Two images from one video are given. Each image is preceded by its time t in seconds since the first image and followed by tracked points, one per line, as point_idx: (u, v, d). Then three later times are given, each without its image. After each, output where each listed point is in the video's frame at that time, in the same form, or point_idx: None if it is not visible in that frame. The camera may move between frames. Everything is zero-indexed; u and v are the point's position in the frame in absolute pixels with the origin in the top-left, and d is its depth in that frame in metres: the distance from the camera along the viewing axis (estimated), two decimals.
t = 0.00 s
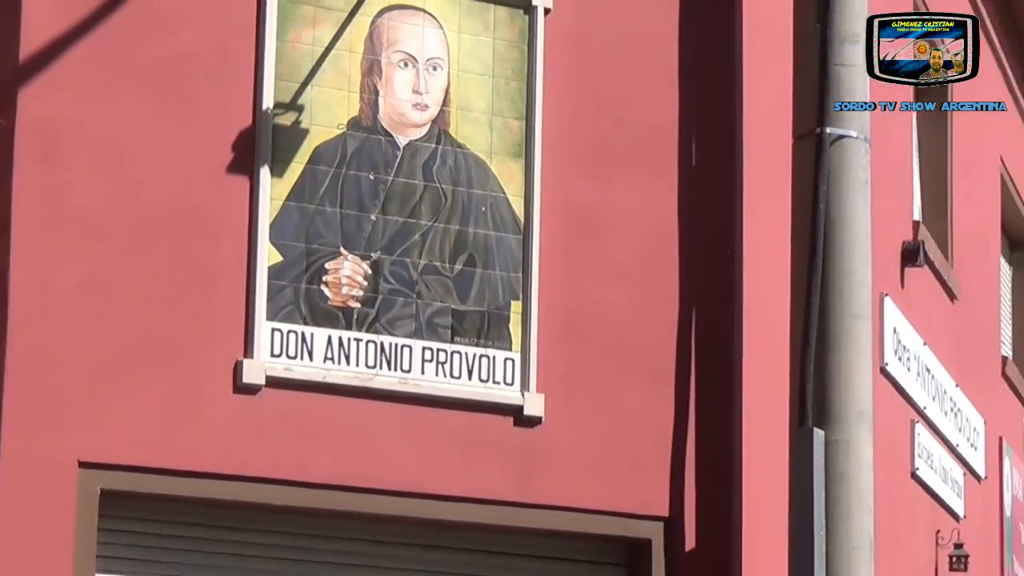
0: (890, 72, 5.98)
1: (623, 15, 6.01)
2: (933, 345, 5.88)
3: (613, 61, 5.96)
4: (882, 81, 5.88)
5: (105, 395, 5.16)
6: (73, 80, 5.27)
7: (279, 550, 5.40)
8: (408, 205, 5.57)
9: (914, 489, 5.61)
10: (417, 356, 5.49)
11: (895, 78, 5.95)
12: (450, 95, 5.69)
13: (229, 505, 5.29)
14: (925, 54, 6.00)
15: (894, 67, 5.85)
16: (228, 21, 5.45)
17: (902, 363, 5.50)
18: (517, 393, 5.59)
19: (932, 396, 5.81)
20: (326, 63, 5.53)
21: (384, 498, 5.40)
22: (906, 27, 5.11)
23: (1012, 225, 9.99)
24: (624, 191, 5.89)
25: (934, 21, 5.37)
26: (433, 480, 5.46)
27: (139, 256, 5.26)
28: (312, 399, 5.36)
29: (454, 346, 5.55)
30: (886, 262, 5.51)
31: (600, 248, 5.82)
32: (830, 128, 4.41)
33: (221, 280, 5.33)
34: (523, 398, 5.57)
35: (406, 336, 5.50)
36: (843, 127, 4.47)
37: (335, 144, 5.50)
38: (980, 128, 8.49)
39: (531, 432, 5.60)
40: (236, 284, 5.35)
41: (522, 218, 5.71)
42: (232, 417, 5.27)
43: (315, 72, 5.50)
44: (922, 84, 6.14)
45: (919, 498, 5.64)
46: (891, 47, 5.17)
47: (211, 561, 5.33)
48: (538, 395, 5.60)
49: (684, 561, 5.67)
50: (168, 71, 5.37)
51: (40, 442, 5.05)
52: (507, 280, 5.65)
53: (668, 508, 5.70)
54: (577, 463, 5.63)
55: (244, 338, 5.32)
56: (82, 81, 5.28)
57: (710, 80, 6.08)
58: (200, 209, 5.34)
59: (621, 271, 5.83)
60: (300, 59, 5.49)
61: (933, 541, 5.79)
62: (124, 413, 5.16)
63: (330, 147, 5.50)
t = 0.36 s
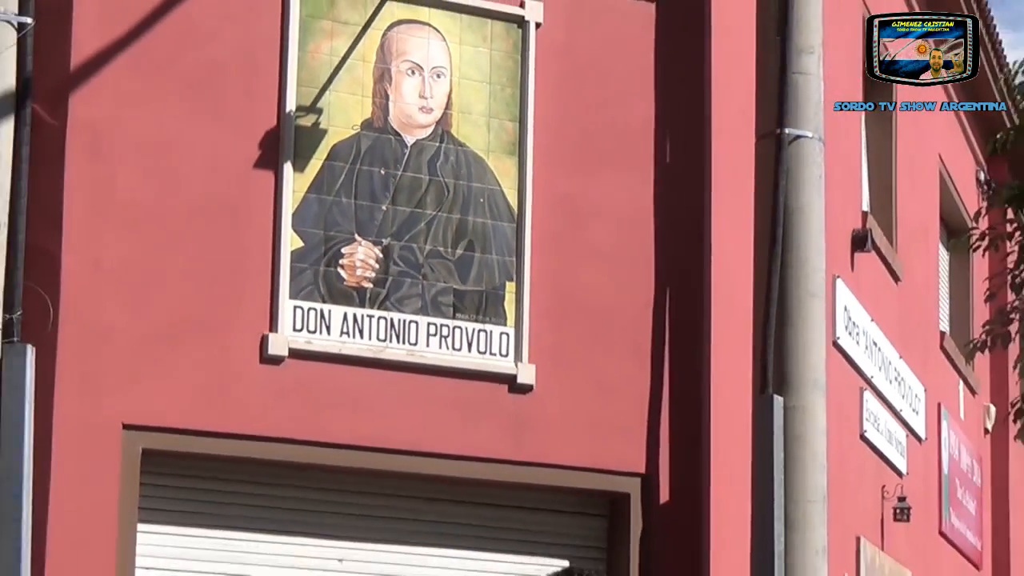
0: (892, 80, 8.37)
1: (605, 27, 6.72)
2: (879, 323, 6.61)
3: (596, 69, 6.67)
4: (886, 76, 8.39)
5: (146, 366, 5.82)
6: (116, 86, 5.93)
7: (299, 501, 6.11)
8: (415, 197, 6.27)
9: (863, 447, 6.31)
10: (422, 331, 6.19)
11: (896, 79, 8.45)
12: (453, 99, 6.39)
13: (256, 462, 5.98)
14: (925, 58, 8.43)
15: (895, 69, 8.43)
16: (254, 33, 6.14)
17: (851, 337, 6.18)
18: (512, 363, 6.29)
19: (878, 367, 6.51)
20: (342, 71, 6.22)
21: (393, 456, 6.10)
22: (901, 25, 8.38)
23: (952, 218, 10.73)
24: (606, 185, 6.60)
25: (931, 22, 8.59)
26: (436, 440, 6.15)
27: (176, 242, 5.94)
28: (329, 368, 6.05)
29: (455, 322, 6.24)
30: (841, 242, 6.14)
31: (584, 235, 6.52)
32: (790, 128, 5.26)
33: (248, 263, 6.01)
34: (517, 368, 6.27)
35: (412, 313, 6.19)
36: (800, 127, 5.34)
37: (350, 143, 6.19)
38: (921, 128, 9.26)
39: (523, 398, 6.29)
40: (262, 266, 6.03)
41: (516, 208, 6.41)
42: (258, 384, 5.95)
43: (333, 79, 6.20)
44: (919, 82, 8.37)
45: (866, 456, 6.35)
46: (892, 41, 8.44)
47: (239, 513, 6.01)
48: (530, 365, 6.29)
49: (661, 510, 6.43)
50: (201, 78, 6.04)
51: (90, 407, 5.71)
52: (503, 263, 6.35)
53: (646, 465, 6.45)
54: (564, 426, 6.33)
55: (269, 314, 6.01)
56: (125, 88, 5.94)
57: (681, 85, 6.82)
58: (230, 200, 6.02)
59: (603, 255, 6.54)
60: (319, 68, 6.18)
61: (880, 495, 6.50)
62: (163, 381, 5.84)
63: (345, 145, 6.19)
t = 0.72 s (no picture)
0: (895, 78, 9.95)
1: (589, 38, 7.52)
2: (833, 301, 7.41)
3: (582, 76, 7.48)
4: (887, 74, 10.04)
5: (184, 338, 6.56)
6: (156, 90, 6.68)
7: (318, 458, 6.91)
8: (421, 190, 7.07)
9: (818, 412, 7.11)
10: (428, 307, 6.99)
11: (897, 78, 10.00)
12: (455, 102, 7.18)
13: (280, 424, 6.76)
14: (924, 57, 9.75)
15: (896, 67, 10.00)
16: (278, 43, 6.91)
17: (807, 315, 6.98)
18: (506, 336, 7.10)
19: (830, 341, 7.31)
20: (357, 77, 7.01)
21: (402, 418, 6.91)
22: (900, 25, 10.01)
23: (896, 211, 11.52)
24: (589, 179, 7.42)
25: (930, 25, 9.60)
26: (439, 404, 6.96)
27: (209, 228, 6.69)
28: (346, 340, 6.83)
29: (457, 299, 7.04)
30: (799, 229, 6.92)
31: (570, 223, 7.33)
32: (753, 129, 6.22)
33: (274, 247, 6.79)
34: (511, 340, 7.08)
35: (419, 291, 6.99)
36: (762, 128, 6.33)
37: (364, 141, 6.99)
38: (871, 126, 10.10)
39: (517, 367, 7.10)
40: (286, 250, 6.80)
41: (511, 199, 7.22)
42: (283, 354, 6.72)
43: (348, 84, 6.99)
44: (919, 80, 9.64)
45: (821, 420, 7.15)
46: (891, 41, 10.06)
47: (264, 469, 6.81)
48: (522, 338, 7.10)
49: (639, 468, 7.25)
50: (231, 83, 6.81)
51: (135, 373, 6.44)
52: (499, 247, 7.16)
53: (625, 427, 7.27)
54: (552, 391, 7.15)
55: (293, 293, 6.79)
56: (164, 91, 6.69)
57: (657, 90, 7.64)
58: (259, 191, 6.78)
59: (586, 241, 7.34)
60: (337, 75, 6.97)
61: (834, 454, 7.31)
62: (201, 351, 6.59)
63: (360, 143, 6.98)
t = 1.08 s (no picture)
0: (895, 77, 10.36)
1: (573, 50, 8.40)
2: (794, 285, 8.25)
3: (568, 83, 8.36)
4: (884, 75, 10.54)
5: (215, 318, 7.37)
6: (187, 97, 7.48)
7: (333, 425, 7.73)
8: (426, 185, 7.91)
9: (780, 384, 7.95)
10: (431, 290, 7.84)
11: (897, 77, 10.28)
12: (455, 107, 8.03)
13: (301, 394, 7.58)
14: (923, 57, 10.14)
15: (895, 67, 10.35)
16: (297, 54, 7.72)
17: (772, 299, 7.81)
18: (502, 316, 7.95)
19: (791, 320, 8.15)
20: (368, 86, 7.85)
21: (409, 389, 7.74)
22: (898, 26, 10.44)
23: (849, 203, 12.41)
24: (574, 176, 8.29)
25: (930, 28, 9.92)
26: (441, 376, 7.80)
27: (236, 221, 7.50)
28: (359, 320, 7.67)
29: (458, 283, 7.89)
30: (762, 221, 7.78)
31: (558, 215, 8.21)
32: (722, 132, 7.02)
33: (295, 236, 7.60)
34: (506, 319, 7.94)
35: (424, 276, 7.84)
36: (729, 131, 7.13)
37: (375, 142, 7.82)
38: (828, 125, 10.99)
39: (511, 344, 7.96)
40: (305, 239, 7.62)
41: (505, 193, 8.09)
42: (303, 333, 7.54)
43: (360, 91, 7.82)
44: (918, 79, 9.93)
45: (783, 391, 8.00)
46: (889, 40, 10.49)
47: (286, 434, 7.63)
48: (516, 318, 7.96)
49: (619, 434, 8.14)
50: (254, 91, 7.61)
51: (172, 349, 7.24)
52: (495, 237, 8.02)
53: (607, 396, 8.17)
54: (542, 365, 8.02)
55: (312, 278, 7.60)
56: (194, 98, 7.49)
57: (634, 97, 8.53)
58: (281, 187, 7.60)
59: (571, 231, 8.22)
60: (350, 83, 7.80)
61: (795, 422, 8.19)
62: (231, 329, 7.40)
63: (371, 143, 7.81)
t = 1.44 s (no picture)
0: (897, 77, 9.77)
1: (561, 63, 9.37)
2: (758, 273, 9.21)
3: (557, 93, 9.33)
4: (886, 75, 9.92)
5: (244, 302, 8.31)
6: (219, 107, 8.41)
7: (348, 398, 8.69)
8: (431, 183, 8.86)
9: (746, 361, 8.94)
10: (436, 277, 8.80)
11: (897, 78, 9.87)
12: (457, 113, 8.97)
13: (320, 370, 8.53)
14: (923, 57, 9.85)
15: (894, 69, 9.97)
16: (316, 67, 8.66)
17: (739, 285, 8.78)
18: (498, 301, 8.93)
19: (756, 304, 9.13)
20: (380, 95, 8.78)
21: (416, 365, 8.71)
22: (899, 26, 10.14)
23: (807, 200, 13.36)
24: (562, 176, 9.27)
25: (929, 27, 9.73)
26: (445, 353, 8.77)
27: (262, 216, 8.45)
28: (372, 303, 8.62)
29: (460, 271, 8.85)
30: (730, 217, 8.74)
31: (547, 211, 9.19)
32: (694, 136, 8.20)
33: (315, 229, 8.55)
34: (502, 303, 8.92)
35: (430, 265, 8.79)
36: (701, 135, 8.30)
37: (385, 145, 8.76)
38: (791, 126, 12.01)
39: (505, 326, 8.94)
40: (324, 232, 8.57)
41: (502, 191, 9.05)
42: (322, 315, 8.49)
43: (372, 100, 8.76)
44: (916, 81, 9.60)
45: (748, 367, 8.99)
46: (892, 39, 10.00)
47: (307, 405, 8.58)
48: (511, 302, 8.95)
49: (603, 404, 9.16)
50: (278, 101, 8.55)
51: (207, 330, 8.18)
52: (493, 229, 8.98)
53: (591, 371, 9.17)
54: (534, 345, 9.01)
55: (330, 266, 8.55)
56: (225, 108, 8.43)
57: (615, 105, 9.51)
58: (302, 186, 8.55)
59: (558, 225, 9.21)
60: (364, 93, 8.74)
61: (759, 394, 9.19)
62: (258, 311, 8.34)
63: (382, 146, 8.75)
